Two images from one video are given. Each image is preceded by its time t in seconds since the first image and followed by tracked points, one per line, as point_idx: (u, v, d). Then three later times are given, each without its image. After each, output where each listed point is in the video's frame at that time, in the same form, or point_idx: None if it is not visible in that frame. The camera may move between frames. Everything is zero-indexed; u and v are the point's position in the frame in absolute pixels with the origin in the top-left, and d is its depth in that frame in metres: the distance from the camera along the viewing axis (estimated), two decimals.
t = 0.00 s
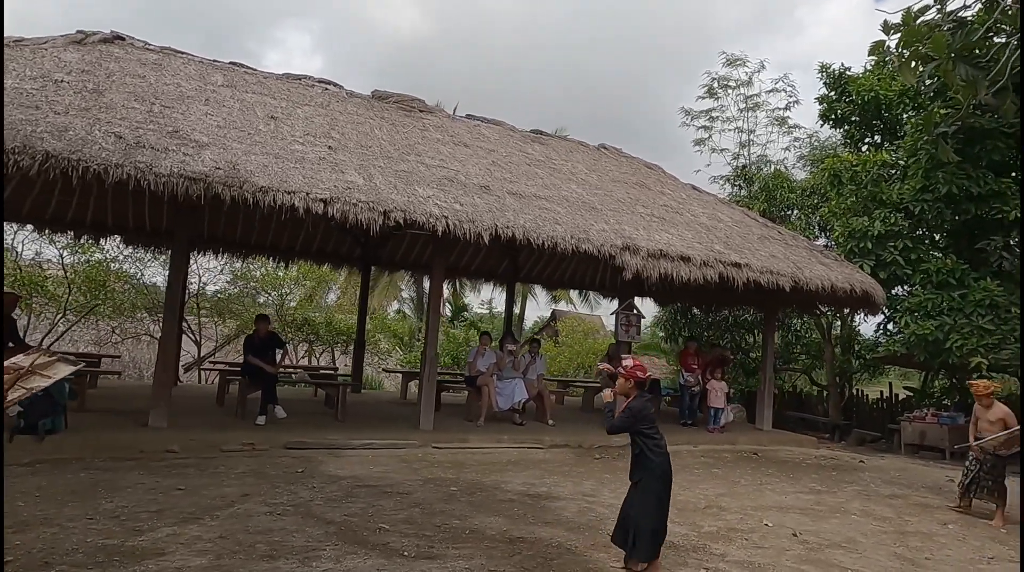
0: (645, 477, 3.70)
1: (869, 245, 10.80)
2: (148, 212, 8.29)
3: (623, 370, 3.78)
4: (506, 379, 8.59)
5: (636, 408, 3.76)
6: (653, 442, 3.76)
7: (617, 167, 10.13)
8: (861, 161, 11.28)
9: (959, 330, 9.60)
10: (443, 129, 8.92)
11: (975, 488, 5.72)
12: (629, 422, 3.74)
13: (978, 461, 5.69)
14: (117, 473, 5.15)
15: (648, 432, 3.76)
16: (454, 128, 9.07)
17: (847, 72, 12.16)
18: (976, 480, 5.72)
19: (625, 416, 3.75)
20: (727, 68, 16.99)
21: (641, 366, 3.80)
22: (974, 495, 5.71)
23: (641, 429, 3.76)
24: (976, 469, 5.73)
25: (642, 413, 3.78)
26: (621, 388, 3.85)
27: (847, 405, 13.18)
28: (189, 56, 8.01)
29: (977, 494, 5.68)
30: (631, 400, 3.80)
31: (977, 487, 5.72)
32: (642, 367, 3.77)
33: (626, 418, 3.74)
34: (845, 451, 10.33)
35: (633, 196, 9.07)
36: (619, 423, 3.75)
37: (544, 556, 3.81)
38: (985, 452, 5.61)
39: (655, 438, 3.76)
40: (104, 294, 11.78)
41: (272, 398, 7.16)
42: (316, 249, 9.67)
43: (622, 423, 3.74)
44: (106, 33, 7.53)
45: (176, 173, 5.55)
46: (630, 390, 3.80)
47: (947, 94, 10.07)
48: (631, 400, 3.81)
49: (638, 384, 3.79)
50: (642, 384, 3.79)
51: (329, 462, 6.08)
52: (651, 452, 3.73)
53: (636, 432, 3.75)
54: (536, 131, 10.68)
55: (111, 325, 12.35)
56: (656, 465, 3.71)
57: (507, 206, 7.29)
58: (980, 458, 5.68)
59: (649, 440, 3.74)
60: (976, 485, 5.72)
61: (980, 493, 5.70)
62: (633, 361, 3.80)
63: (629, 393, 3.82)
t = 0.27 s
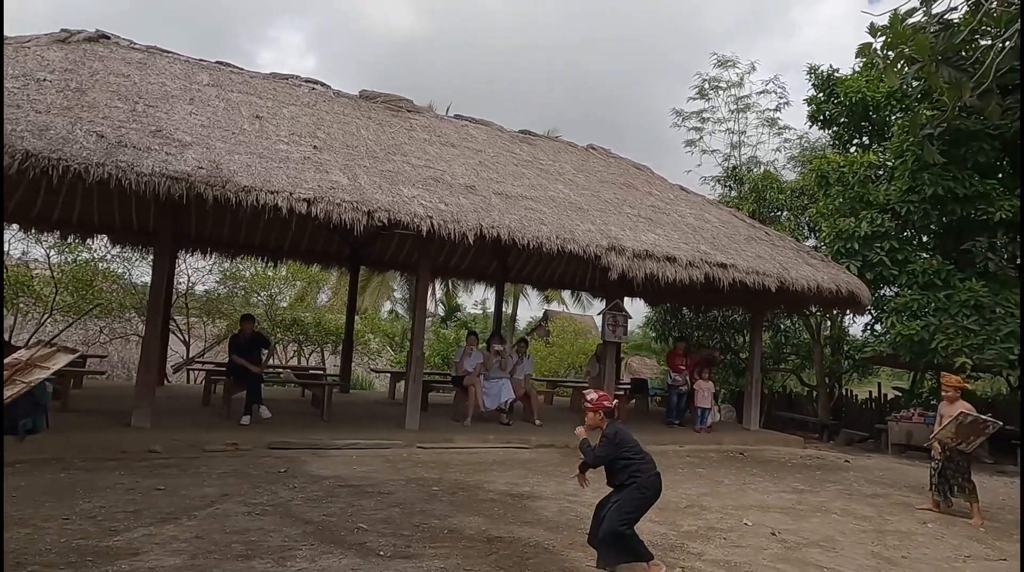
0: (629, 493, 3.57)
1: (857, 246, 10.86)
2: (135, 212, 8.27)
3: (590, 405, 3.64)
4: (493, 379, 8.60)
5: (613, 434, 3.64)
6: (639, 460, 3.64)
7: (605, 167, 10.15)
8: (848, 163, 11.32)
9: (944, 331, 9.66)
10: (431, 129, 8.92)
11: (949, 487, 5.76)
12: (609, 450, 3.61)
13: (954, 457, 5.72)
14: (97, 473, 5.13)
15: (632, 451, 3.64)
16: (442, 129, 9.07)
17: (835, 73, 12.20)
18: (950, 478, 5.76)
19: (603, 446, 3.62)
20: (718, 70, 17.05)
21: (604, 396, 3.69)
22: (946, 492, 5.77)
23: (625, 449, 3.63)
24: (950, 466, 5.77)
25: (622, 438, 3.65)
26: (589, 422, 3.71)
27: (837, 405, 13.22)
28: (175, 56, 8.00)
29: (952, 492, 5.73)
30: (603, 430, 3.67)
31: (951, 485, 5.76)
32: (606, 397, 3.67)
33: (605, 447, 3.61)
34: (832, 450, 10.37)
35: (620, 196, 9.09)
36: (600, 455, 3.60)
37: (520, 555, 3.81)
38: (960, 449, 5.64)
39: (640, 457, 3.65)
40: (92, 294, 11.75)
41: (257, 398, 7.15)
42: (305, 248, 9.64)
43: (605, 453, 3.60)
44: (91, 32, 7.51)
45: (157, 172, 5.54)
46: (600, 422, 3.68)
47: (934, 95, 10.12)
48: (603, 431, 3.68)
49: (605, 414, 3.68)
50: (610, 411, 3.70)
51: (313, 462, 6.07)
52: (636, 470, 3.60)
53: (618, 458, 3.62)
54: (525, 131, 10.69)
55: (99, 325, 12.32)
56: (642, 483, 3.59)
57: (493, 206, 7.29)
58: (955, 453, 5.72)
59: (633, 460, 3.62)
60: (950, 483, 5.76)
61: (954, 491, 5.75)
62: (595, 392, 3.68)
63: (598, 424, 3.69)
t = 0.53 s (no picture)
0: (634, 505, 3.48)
1: (843, 247, 10.91)
2: (120, 212, 8.20)
3: (608, 399, 3.59)
4: (479, 379, 8.58)
5: (626, 435, 3.57)
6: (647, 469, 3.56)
7: (593, 168, 10.15)
8: (835, 163, 11.36)
9: (929, 331, 9.72)
10: (417, 129, 8.89)
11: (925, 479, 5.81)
12: (619, 454, 3.53)
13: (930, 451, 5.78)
14: (75, 475, 5.09)
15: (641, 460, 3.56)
16: (428, 129, 9.04)
17: (823, 74, 12.22)
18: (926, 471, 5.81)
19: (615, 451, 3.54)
20: (708, 71, 17.08)
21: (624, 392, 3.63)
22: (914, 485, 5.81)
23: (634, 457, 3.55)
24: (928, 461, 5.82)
25: (634, 442, 3.57)
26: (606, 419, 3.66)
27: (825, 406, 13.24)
28: (158, 54, 7.95)
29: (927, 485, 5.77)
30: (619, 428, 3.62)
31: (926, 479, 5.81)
32: (625, 394, 3.60)
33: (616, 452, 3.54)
34: (819, 451, 10.39)
35: (607, 197, 9.09)
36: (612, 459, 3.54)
37: (498, 555, 3.80)
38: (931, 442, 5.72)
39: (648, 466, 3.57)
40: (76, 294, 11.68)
41: (240, 399, 7.11)
42: (292, 249, 9.59)
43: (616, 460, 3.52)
44: (74, 31, 7.46)
45: (137, 172, 5.51)
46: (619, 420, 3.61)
47: (920, 96, 10.17)
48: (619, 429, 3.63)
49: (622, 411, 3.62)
50: (628, 410, 3.63)
51: (295, 463, 6.05)
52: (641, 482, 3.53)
53: (627, 463, 3.54)
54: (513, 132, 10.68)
55: (85, 326, 12.25)
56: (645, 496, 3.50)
57: (478, 206, 7.27)
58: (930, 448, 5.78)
59: (639, 470, 3.53)
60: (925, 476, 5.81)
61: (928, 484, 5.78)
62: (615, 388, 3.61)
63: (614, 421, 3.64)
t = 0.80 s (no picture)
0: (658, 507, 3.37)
1: (834, 247, 10.93)
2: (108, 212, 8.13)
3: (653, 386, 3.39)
4: (468, 379, 8.54)
5: (664, 427, 3.40)
6: (682, 462, 3.40)
7: (583, 167, 10.13)
8: (826, 163, 11.36)
9: (919, 331, 9.74)
10: (407, 128, 8.85)
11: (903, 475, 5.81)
12: (654, 445, 3.38)
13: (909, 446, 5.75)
14: (56, 475, 5.04)
15: (678, 452, 3.41)
16: (418, 127, 9.00)
17: (814, 74, 12.20)
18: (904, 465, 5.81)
19: (649, 440, 3.39)
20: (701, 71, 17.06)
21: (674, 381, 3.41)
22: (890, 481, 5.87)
23: (671, 448, 3.39)
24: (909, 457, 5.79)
25: (672, 433, 3.41)
26: (649, 404, 3.51)
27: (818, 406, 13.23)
28: (144, 52, 7.90)
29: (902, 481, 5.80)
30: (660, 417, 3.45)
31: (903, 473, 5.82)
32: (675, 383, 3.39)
33: (651, 443, 3.39)
34: (810, 451, 10.38)
35: (597, 196, 9.06)
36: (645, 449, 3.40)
37: (479, 555, 3.77)
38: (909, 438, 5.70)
39: (683, 459, 3.41)
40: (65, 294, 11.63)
41: (226, 399, 7.06)
42: (282, 248, 9.56)
43: (650, 449, 3.38)
44: (59, 28, 7.41)
45: (120, 169, 5.46)
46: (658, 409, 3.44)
47: (910, 96, 10.17)
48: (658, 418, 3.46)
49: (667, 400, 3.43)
50: (674, 400, 3.45)
51: (280, 463, 6.00)
52: (675, 474, 3.38)
53: (662, 455, 3.38)
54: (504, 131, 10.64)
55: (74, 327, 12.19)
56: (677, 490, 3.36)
57: (466, 205, 7.24)
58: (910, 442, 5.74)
59: (673, 466, 3.37)
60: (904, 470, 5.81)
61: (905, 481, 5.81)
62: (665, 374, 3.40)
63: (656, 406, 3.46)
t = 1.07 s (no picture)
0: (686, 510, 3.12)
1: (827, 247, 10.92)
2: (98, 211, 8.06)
3: (676, 381, 3.21)
4: (458, 378, 8.49)
5: (689, 426, 3.16)
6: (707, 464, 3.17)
7: (575, 167, 10.09)
8: (819, 164, 11.34)
9: (912, 331, 9.74)
10: (397, 126, 8.80)
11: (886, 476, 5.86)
12: (678, 447, 3.13)
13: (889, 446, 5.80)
14: (37, 475, 5.00)
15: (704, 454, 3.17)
16: (409, 126, 8.95)
17: (808, 75, 12.16)
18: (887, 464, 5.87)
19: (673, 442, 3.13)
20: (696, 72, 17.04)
21: (698, 376, 3.21)
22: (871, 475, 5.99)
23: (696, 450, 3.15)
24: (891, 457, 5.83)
25: (697, 434, 3.17)
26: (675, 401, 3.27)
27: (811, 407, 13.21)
28: (132, 49, 7.86)
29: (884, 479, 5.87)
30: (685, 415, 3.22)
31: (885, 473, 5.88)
32: (698, 378, 3.20)
33: (677, 445, 3.13)
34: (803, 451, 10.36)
35: (589, 196, 9.02)
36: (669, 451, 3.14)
37: (460, 557, 3.73)
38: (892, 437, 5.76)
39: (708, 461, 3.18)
40: (55, 293, 11.58)
41: (213, 398, 7.02)
42: (273, 247, 9.53)
43: (676, 451, 3.13)
44: (46, 25, 7.36)
45: (104, 166, 5.42)
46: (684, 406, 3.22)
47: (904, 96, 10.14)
48: (685, 418, 3.22)
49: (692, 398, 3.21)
50: (699, 397, 3.22)
51: (266, 463, 5.95)
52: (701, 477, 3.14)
53: (686, 457, 3.14)
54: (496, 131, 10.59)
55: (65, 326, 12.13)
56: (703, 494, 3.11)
57: (456, 204, 7.20)
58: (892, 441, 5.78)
59: (699, 468, 3.14)
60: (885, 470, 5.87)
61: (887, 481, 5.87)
62: (688, 367, 3.23)
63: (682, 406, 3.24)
